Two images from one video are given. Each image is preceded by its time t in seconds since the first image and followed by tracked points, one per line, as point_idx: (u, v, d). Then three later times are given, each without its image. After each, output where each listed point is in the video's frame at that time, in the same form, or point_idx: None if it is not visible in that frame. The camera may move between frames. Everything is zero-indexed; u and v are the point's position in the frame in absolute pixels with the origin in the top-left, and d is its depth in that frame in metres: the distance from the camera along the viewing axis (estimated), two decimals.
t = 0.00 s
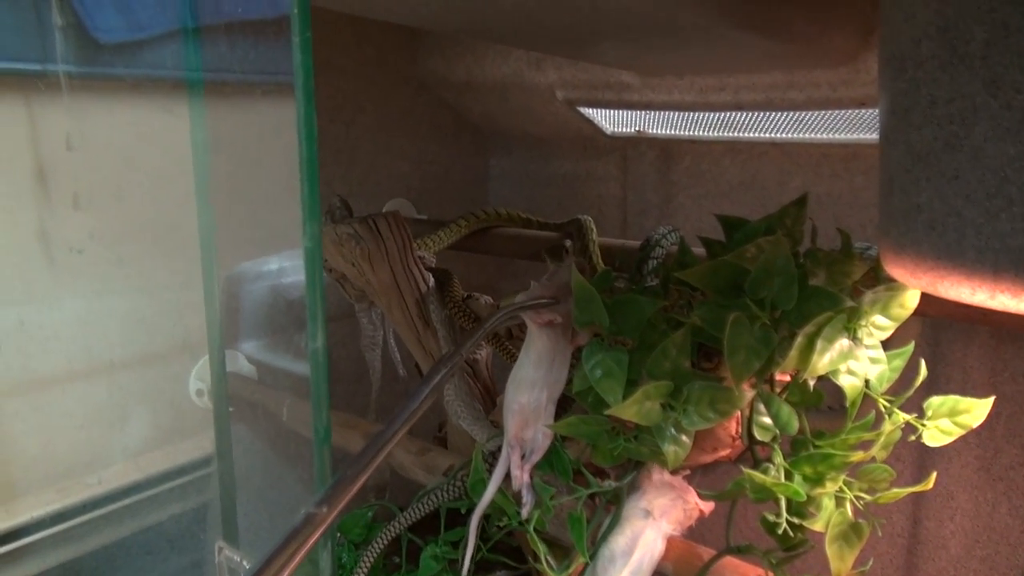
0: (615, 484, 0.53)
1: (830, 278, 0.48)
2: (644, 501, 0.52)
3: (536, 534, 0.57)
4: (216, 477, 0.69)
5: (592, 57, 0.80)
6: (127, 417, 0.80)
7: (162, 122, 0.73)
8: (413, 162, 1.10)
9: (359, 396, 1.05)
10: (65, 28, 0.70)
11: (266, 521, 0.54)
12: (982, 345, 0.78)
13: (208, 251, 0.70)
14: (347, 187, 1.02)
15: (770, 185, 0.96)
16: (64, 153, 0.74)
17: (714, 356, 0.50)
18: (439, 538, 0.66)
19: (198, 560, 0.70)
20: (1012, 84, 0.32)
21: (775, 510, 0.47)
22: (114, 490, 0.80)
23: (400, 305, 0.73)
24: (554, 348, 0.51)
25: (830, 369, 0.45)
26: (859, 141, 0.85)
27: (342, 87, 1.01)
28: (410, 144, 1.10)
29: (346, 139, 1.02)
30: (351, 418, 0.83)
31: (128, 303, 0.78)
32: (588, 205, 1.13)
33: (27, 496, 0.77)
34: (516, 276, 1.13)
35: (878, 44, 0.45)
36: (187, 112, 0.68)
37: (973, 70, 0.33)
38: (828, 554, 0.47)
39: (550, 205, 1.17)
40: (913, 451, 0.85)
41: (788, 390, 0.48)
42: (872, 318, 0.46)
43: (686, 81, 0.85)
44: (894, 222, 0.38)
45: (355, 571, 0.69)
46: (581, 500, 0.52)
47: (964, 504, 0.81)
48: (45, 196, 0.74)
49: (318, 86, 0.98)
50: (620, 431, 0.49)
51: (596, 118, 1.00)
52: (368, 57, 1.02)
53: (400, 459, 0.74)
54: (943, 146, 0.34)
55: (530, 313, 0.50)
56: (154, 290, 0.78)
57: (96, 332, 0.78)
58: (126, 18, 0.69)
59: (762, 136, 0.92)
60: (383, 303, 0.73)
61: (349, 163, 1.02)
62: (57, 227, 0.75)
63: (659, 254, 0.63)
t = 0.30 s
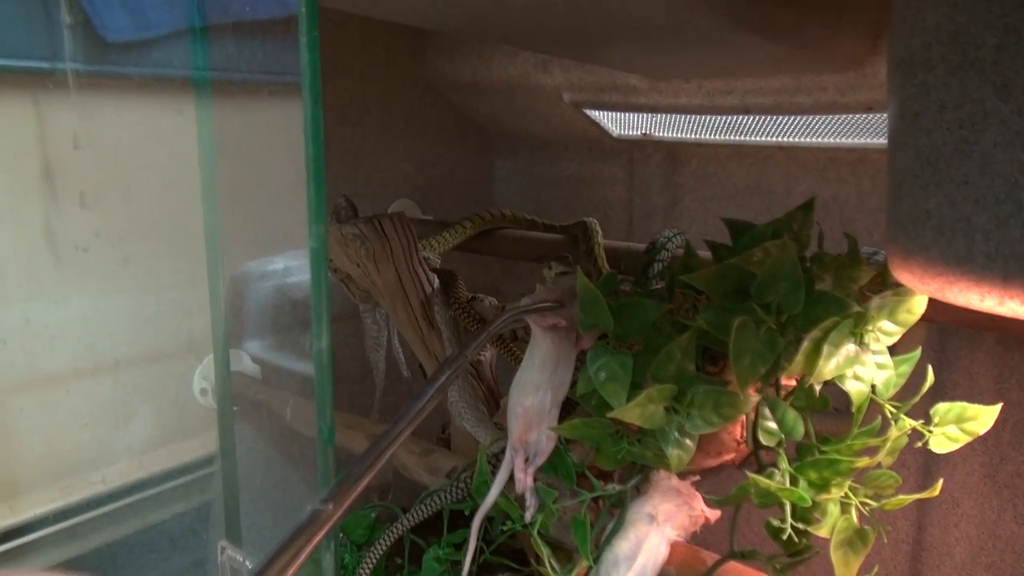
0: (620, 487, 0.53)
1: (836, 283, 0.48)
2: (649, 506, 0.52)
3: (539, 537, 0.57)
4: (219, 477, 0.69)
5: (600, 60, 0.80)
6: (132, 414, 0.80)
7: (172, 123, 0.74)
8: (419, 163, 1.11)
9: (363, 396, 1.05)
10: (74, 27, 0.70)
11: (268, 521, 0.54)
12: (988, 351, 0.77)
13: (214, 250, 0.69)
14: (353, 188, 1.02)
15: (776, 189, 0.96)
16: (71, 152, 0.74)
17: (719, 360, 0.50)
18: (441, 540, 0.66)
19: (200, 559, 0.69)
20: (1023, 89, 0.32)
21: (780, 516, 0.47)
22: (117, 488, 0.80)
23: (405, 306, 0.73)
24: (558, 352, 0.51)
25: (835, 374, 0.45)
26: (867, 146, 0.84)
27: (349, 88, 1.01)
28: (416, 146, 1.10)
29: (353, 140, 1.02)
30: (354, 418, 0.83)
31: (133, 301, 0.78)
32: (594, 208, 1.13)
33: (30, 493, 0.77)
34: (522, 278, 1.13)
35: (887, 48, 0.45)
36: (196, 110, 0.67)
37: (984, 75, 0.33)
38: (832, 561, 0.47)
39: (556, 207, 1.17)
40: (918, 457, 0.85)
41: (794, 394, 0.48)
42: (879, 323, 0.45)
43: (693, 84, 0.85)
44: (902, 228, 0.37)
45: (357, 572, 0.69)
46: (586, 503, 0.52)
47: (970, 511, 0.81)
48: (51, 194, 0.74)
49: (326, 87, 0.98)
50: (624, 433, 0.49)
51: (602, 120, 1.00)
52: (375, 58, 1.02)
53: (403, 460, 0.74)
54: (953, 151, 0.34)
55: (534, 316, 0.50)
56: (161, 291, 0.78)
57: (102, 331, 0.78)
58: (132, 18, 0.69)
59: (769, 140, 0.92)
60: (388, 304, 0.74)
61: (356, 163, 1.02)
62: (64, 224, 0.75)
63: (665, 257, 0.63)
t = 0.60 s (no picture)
0: (624, 491, 0.53)
1: (842, 288, 0.48)
2: (653, 509, 0.52)
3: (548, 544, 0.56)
4: (227, 474, 0.70)
5: (607, 63, 0.80)
6: (138, 414, 0.80)
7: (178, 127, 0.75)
8: (426, 165, 1.11)
9: (368, 398, 1.05)
10: (84, 28, 0.71)
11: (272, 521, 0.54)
12: (994, 357, 0.77)
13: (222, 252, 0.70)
14: (360, 189, 1.02)
15: (783, 193, 0.96)
16: (81, 152, 0.74)
17: (724, 363, 0.50)
18: (445, 541, 0.66)
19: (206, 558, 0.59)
20: None
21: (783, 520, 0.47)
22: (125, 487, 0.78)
23: (411, 308, 0.73)
24: (557, 356, 0.51)
25: (840, 379, 0.45)
26: (874, 150, 0.84)
27: (357, 89, 1.01)
28: (423, 147, 1.10)
29: (360, 142, 1.02)
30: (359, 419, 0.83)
31: (140, 302, 0.79)
32: (599, 210, 1.13)
33: (37, 492, 0.75)
34: (527, 280, 1.13)
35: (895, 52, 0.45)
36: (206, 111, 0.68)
37: (990, 81, 0.33)
38: (836, 564, 0.47)
39: (562, 210, 1.17)
40: (924, 462, 0.85)
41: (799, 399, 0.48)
42: (884, 328, 0.45)
43: (700, 87, 0.85)
44: (907, 233, 0.37)
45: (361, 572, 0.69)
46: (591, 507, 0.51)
47: (975, 516, 0.81)
48: (60, 194, 0.74)
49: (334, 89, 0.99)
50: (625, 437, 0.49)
51: (609, 123, 1.00)
52: (383, 59, 1.03)
53: (408, 461, 0.74)
54: (958, 157, 0.34)
55: (533, 322, 0.51)
56: (169, 292, 0.79)
57: (109, 331, 0.78)
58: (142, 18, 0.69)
59: (775, 144, 0.92)
60: (394, 305, 0.74)
61: (362, 165, 1.03)
62: (72, 225, 0.75)
63: (671, 260, 0.63)
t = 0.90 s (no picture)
0: (620, 494, 0.52)
1: (839, 292, 0.48)
2: (649, 512, 0.52)
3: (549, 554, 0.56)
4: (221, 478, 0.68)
5: (609, 65, 0.80)
6: (137, 413, 0.80)
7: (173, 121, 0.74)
8: (427, 165, 1.11)
9: (367, 397, 1.05)
10: (88, 26, 0.70)
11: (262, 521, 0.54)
12: (994, 362, 0.77)
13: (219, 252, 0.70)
14: (361, 189, 1.03)
15: (784, 196, 0.96)
16: (83, 150, 0.73)
17: (720, 367, 0.50)
18: (442, 542, 0.66)
19: None
20: None
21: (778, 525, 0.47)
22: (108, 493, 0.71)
23: (410, 308, 0.73)
24: (547, 356, 0.52)
25: (835, 383, 0.45)
26: (876, 154, 0.84)
27: (359, 90, 1.01)
28: (425, 148, 1.10)
29: (362, 142, 1.02)
30: (357, 419, 0.84)
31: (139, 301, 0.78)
32: (600, 212, 1.13)
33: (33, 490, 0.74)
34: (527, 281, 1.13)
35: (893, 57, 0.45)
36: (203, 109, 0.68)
37: (986, 87, 0.33)
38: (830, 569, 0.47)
39: (563, 212, 1.17)
40: (922, 467, 0.84)
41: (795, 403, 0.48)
42: (880, 333, 0.45)
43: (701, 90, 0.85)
44: (904, 238, 0.37)
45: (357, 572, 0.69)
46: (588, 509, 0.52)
47: (974, 522, 0.81)
48: (63, 192, 0.73)
49: (336, 89, 0.99)
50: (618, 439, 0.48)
51: (610, 125, 1.00)
52: (385, 60, 1.03)
53: (405, 461, 0.74)
54: (954, 163, 0.34)
55: (523, 320, 0.51)
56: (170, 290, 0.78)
57: (108, 329, 0.78)
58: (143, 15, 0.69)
59: (777, 147, 0.92)
60: (393, 305, 0.74)
61: (364, 164, 1.03)
62: (73, 222, 0.74)
63: (669, 262, 0.63)
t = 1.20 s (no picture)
0: (618, 491, 0.53)
1: (838, 290, 0.48)
2: (647, 510, 0.52)
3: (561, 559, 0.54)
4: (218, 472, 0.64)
5: (611, 63, 0.80)
6: (138, 411, 0.77)
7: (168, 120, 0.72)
8: (429, 163, 1.11)
9: (367, 395, 1.05)
10: (92, 23, 0.68)
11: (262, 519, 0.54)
12: (995, 363, 0.77)
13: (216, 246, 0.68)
14: (362, 186, 1.03)
15: (786, 196, 0.95)
16: (86, 146, 0.71)
17: (719, 365, 0.50)
18: (440, 538, 0.66)
19: None
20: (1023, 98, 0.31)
21: (775, 523, 0.47)
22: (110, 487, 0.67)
23: (410, 305, 0.73)
24: (539, 356, 0.51)
25: (834, 382, 0.45)
26: (878, 154, 0.84)
27: (362, 87, 1.01)
28: (427, 145, 1.10)
29: (364, 139, 1.03)
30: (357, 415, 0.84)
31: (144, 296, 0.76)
32: (602, 211, 1.13)
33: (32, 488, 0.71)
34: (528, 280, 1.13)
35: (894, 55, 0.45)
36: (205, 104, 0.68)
37: (986, 84, 0.32)
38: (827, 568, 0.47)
39: (565, 210, 1.17)
40: (923, 468, 0.84)
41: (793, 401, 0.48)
42: (879, 331, 0.45)
43: (704, 89, 0.85)
44: (902, 236, 0.37)
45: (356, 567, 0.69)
46: (588, 507, 0.51)
47: (973, 523, 0.80)
48: (66, 188, 0.71)
49: (338, 86, 0.99)
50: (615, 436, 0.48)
51: (613, 124, 1.00)
52: (388, 57, 1.03)
53: (405, 458, 0.74)
54: (953, 160, 0.34)
55: (515, 320, 0.50)
56: (171, 285, 0.76)
57: (109, 325, 0.76)
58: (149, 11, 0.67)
59: (779, 147, 0.91)
60: (393, 302, 0.74)
61: (366, 162, 1.03)
62: (77, 218, 0.72)
63: (669, 260, 0.63)
